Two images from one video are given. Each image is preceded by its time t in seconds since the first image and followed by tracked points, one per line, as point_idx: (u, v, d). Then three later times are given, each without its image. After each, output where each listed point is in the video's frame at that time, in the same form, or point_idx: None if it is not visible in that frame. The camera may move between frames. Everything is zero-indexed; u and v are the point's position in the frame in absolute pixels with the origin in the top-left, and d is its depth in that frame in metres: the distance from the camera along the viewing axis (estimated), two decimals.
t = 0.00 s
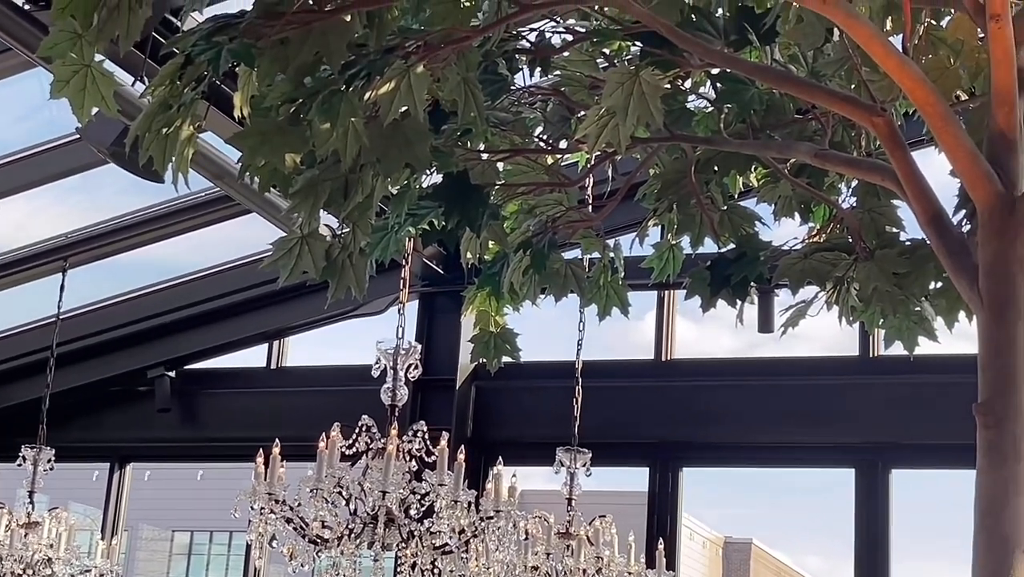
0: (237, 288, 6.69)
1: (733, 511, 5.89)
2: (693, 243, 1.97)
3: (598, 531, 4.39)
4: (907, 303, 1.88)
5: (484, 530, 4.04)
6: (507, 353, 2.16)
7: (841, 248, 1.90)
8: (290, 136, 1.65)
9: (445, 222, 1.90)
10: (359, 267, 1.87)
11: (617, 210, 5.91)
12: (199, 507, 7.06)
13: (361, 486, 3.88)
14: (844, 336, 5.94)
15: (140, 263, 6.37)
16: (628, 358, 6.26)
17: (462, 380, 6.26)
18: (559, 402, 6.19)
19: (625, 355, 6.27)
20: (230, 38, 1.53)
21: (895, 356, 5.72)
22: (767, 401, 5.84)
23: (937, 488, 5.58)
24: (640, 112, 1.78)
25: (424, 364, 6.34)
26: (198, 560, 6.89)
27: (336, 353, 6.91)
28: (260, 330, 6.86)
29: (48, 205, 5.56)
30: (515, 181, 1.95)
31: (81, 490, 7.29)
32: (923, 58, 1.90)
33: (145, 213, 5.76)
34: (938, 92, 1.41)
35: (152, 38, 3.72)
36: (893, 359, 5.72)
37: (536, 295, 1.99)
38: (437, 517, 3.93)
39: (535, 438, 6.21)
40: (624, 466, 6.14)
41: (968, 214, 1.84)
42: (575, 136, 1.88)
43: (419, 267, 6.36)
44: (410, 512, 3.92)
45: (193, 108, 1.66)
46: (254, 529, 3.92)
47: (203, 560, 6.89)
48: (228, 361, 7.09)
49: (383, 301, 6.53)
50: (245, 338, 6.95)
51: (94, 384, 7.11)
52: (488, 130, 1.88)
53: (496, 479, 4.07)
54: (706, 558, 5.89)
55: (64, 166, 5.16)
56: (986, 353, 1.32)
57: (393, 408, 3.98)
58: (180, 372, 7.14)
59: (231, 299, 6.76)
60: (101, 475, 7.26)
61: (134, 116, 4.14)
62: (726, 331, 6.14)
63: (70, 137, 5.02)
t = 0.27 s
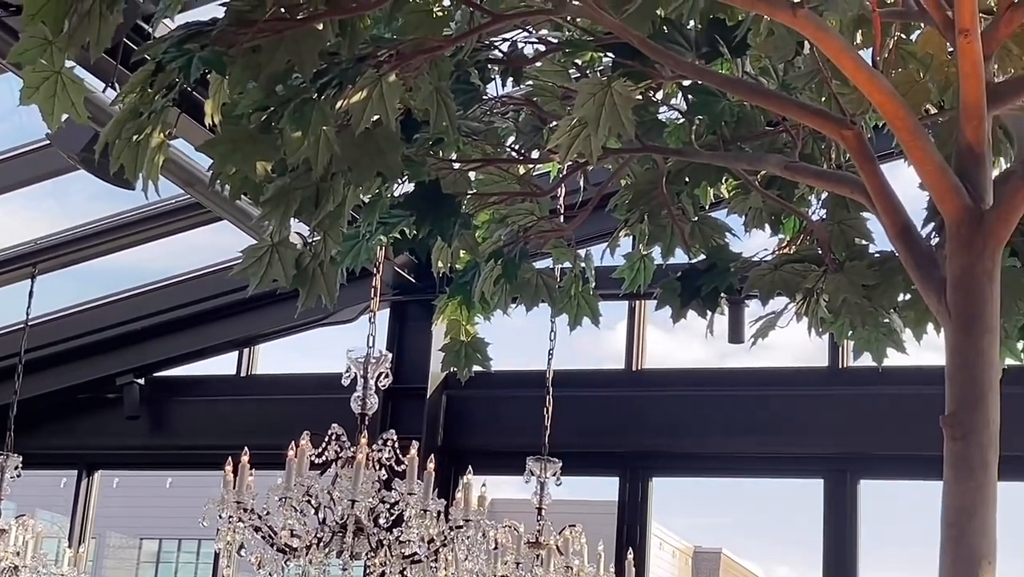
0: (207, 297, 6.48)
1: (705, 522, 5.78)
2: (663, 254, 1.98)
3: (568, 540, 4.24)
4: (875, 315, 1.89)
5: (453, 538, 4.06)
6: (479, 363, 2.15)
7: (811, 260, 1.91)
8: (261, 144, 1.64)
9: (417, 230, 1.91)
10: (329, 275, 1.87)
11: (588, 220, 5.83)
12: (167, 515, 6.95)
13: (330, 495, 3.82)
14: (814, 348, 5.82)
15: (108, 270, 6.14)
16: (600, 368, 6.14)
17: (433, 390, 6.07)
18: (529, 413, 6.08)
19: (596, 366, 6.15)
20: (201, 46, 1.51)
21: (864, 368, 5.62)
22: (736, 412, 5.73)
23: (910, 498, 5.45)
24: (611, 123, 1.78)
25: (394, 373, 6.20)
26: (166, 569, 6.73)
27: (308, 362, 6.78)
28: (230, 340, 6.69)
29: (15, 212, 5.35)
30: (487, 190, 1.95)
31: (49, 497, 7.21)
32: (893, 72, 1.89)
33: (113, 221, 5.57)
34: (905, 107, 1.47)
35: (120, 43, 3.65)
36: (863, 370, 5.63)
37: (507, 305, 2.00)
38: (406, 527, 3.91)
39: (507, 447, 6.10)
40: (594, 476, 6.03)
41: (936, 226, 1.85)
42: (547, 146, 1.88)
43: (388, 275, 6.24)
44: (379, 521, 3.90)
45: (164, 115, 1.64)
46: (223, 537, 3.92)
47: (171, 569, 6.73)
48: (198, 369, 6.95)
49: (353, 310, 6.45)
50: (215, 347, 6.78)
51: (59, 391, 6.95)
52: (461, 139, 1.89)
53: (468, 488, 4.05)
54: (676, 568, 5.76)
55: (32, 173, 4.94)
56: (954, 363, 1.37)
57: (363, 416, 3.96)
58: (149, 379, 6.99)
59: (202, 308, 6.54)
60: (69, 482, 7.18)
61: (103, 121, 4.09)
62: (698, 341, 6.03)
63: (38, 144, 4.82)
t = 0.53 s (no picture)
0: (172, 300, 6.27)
1: (669, 528, 5.69)
2: (629, 261, 1.98)
3: (534, 548, 4.00)
4: (839, 324, 1.90)
5: (416, 546, 3.87)
6: (444, 369, 2.15)
7: (775, 269, 1.93)
8: (225, 148, 1.64)
9: (382, 236, 1.90)
10: (294, 280, 1.86)
11: (554, 228, 5.83)
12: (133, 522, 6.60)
13: (293, 501, 3.80)
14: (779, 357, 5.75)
15: (71, 271, 5.91)
16: (566, 376, 6.02)
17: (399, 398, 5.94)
18: (495, 421, 5.94)
19: (562, 374, 6.03)
20: (166, 49, 1.53)
21: (831, 377, 5.53)
22: (704, 421, 5.63)
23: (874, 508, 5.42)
24: (578, 130, 1.77)
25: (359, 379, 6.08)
26: None
27: (273, 369, 6.57)
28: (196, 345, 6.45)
29: None
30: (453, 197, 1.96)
31: (9, 503, 6.83)
32: (857, 82, 1.91)
33: (80, 225, 5.46)
34: (870, 117, 1.49)
35: (86, 44, 3.60)
36: (831, 380, 5.53)
37: (472, 312, 1.99)
38: (370, 534, 3.84)
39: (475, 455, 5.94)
40: (560, 484, 5.89)
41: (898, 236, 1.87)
42: (513, 153, 1.88)
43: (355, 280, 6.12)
44: (342, 528, 3.85)
45: (128, 118, 1.63)
46: (184, 544, 3.82)
47: None
48: (163, 374, 6.70)
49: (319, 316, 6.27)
50: (180, 353, 6.53)
51: (19, 398, 6.65)
52: (427, 145, 1.89)
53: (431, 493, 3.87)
54: None
55: None
56: (915, 373, 1.39)
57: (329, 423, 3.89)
58: (112, 386, 6.70)
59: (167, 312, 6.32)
60: (32, 488, 6.80)
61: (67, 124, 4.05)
62: (665, 349, 5.93)
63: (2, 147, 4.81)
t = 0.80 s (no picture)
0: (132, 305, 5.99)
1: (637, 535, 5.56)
2: (591, 268, 1.99)
3: (495, 555, 3.87)
4: (800, 332, 1.90)
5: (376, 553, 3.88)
6: (405, 375, 2.15)
7: (736, 277, 1.93)
8: (186, 152, 1.62)
9: (343, 241, 1.90)
10: (255, 285, 1.86)
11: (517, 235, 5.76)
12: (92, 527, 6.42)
13: (252, 507, 3.72)
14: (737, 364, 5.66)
15: (26, 276, 5.62)
16: (528, 383, 5.90)
17: (360, 403, 5.87)
18: (458, 427, 5.85)
19: (523, 380, 5.92)
20: (127, 51, 1.49)
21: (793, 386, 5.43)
22: (665, 428, 5.56)
23: (835, 513, 5.33)
24: (541, 139, 1.74)
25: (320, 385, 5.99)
26: None
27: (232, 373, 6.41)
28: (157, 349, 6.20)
29: None
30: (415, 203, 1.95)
31: None
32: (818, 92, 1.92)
33: (42, 229, 5.21)
34: (830, 125, 1.47)
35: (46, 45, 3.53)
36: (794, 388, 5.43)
37: (434, 317, 1.99)
38: (329, 541, 3.78)
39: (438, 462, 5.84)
40: (524, 490, 5.80)
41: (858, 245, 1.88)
42: (476, 159, 1.89)
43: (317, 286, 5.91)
44: (301, 534, 3.82)
45: (87, 121, 1.61)
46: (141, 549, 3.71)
47: None
48: (122, 379, 6.50)
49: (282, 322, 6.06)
50: (140, 357, 6.28)
51: None
52: (390, 150, 1.89)
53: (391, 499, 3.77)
54: None
55: None
56: (873, 384, 1.37)
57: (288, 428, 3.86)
58: (69, 391, 6.50)
59: (125, 317, 6.05)
60: None
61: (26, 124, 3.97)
62: (625, 355, 5.86)
63: None
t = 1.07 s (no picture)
0: (86, 310, 5.92)
1: (595, 541, 5.55)
2: (550, 274, 1.99)
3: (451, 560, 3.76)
4: (756, 339, 1.91)
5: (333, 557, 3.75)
6: (363, 379, 2.15)
7: (693, 283, 1.95)
8: (142, 153, 1.57)
9: (301, 244, 1.89)
10: (210, 287, 1.83)
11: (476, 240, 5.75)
12: (45, 534, 6.37)
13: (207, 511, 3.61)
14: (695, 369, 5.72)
15: None
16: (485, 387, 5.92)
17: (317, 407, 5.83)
18: (416, 431, 5.85)
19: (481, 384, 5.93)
20: (82, 52, 1.49)
21: (748, 391, 5.51)
22: (625, 434, 5.59)
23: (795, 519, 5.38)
24: (499, 143, 1.76)
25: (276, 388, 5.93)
26: None
27: (187, 377, 6.35)
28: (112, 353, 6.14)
29: None
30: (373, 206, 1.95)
31: None
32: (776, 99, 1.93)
33: None
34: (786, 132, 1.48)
35: None
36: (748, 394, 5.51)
37: (393, 321, 2.00)
38: (284, 546, 3.65)
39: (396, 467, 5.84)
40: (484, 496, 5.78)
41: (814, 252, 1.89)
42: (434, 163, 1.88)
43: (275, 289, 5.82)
44: (256, 539, 3.70)
45: (42, 122, 1.56)
46: (93, 555, 3.57)
47: None
48: (77, 382, 6.43)
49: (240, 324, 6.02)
50: (95, 361, 6.21)
51: None
52: (348, 153, 1.89)
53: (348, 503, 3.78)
54: None
55: None
56: (827, 389, 1.37)
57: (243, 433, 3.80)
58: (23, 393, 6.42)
59: (79, 321, 5.98)
60: None
61: None
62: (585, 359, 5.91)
63: None
